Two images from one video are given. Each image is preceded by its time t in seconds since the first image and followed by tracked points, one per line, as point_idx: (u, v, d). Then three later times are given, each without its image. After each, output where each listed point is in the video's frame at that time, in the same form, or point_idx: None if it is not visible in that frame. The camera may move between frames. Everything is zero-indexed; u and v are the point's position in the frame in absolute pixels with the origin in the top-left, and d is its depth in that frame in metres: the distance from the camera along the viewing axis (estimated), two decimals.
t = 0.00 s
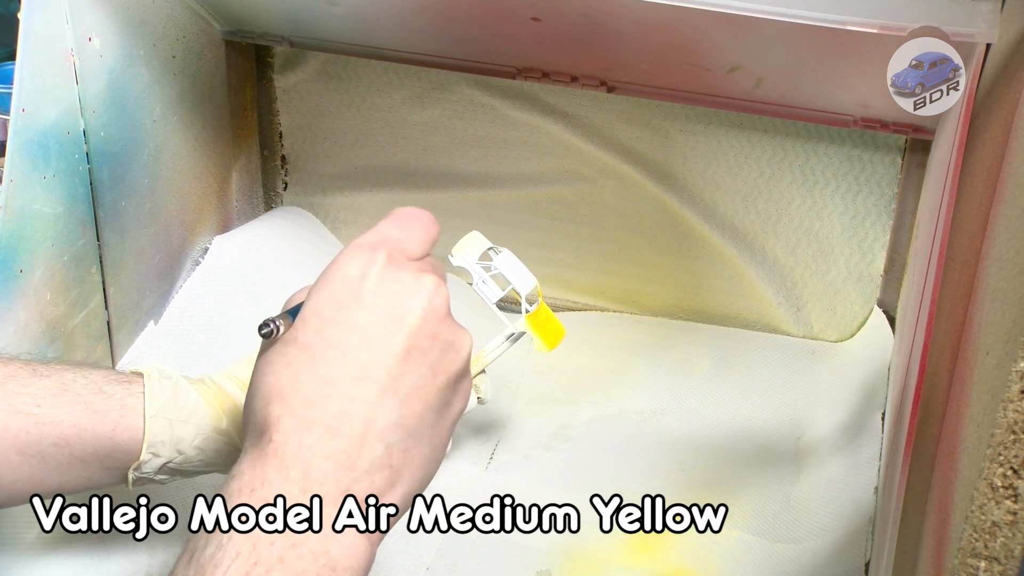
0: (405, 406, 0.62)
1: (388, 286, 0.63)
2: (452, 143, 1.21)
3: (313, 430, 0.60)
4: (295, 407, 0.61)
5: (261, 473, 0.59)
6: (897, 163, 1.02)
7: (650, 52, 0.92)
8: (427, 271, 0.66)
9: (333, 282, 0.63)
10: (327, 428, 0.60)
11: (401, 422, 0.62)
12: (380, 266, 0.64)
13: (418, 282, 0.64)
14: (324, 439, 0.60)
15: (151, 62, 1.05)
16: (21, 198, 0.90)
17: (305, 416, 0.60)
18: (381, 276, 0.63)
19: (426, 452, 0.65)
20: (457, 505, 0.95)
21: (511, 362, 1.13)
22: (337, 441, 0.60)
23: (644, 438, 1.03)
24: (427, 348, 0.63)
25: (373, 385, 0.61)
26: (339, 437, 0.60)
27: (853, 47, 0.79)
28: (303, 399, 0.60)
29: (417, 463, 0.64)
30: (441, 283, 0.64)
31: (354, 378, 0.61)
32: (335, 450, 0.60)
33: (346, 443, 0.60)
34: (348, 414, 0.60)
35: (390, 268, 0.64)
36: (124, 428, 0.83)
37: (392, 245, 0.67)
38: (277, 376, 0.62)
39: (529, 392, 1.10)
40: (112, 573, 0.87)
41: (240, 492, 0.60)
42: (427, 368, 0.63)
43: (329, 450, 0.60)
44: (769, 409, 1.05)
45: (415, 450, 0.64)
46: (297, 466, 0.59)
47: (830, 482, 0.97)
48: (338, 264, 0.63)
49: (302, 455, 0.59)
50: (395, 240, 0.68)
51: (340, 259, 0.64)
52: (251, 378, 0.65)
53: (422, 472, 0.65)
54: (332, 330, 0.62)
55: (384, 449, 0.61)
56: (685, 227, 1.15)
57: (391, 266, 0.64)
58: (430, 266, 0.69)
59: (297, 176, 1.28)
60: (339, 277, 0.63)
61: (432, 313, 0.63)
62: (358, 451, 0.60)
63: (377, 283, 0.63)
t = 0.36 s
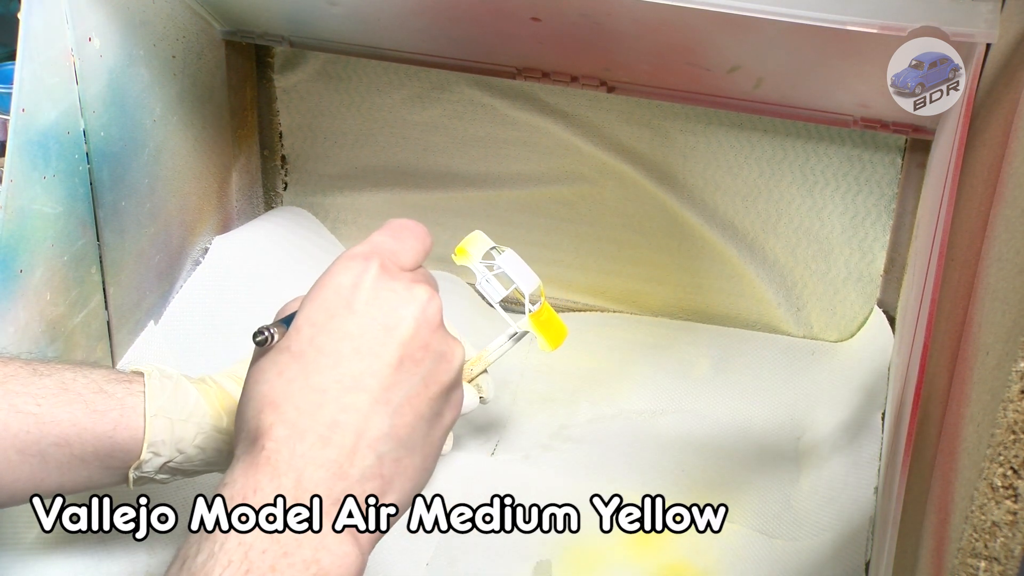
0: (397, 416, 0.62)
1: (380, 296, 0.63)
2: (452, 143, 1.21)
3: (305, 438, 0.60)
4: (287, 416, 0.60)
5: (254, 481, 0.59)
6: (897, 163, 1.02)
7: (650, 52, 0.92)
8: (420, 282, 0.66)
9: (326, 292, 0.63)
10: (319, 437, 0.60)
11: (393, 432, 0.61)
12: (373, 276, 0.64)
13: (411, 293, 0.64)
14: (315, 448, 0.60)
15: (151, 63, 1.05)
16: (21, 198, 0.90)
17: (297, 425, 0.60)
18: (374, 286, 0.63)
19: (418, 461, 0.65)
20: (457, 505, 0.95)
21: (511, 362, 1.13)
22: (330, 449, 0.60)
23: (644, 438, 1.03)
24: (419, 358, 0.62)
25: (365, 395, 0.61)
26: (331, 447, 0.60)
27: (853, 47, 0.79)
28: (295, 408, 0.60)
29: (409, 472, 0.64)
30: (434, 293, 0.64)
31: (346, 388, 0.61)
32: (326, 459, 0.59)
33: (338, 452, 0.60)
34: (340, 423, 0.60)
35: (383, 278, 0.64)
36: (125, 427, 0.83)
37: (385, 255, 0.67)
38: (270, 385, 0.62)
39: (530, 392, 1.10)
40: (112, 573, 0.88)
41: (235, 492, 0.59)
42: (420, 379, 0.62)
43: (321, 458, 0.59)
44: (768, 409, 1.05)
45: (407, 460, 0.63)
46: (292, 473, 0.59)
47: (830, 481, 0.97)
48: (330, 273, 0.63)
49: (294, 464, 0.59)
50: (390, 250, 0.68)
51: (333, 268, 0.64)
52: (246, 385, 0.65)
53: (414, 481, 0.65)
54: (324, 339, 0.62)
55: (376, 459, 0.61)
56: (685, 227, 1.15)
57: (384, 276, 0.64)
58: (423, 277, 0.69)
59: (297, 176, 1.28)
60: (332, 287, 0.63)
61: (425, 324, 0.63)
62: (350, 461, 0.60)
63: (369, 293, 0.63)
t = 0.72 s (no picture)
0: (402, 421, 0.62)
1: (390, 301, 0.64)
2: (452, 143, 1.21)
3: (309, 440, 0.60)
4: (291, 417, 0.61)
5: (256, 481, 0.59)
6: (897, 163, 1.02)
7: (650, 52, 0.92)
8: (430, 287, 0.67)
9: (336, 294, 0.63)
10: (324, 439, 0.60)
11: (397, 437, 0.62)
12: (383, 280, 0.64)
13: (421, 299, 0.64)
14: (319, 450, 0.60)
15: (151, 62, 1.05)
16: (21, 198, 0.90)
17: (301, 427, 0.60)
18: (384, 291, 0.64)
19: (420, 467, 0.65)
20: (456, 505, 0.95)
21: (511, 362, 1.13)
22: (334, 452, 0.60)
23: (643, 438, 1.03)
24: (427, 364, 0.63)
25: (371, 399, 0.61)
26: (336, 449, 0.60)
27: (853, 47, 0.79)
28: (300, 409, 0.61)
29: (410, 477, 0.65)
30: (444, 300, 0.65)
31: (353, 391, 0.61)
32: (330, 462, 0.60)
33: (343, 455, 0.60)
34: (345, 426, 0.61)
35: (393, 284, 0.65)
36: (123, 428, 0.82)
37: (396, 260, 0.68)
38: (275, 384, 0.62)
39: (530, 392, 1.10)
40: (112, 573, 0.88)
41: (236, 492, 0.59)
42: (426, 385, 0.63)
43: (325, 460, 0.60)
44: (768, 409, 1.05)
45: (409, 465, 0.64)
46: (295, 476, 0.59)
47: (830, 481, 0.97)
48: (340, 276, 0.64)
49: (298, 466, 0.59)
50: (400, 254, 0.69)
51: (343, 271, 0.65)
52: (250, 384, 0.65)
53: (414, 485, 0.66)
54: (332, 342, 0.62)
55: (379, 462, 0.62)
56: (685, 227, 1.15)
57: (394, 281, 0.65)
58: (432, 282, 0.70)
59: (297, 176, 1.28)
60: (342, 289, 0.63)
61: (434, 331, 0.64)
62: (353, 464, 0.61)
63: (379, 297, 0.64)
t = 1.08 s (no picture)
0: (409, 406, 0.62)
1: (398, 287, 0.64)
2: (452, 143, 1.21)
3: (316, 425, 0.60)
4: (299, 402, 0.61)
5: (262, 466, 0.60)
6: (897, 163, 1.02)
7: (650, 52, 0.92)
8: (438, 275, 0.67)
9: (345, 282, 0.63)
10: (331, 424, 0.60)
11: (405, 422, 0.62)
12: (392, 267, 0.64)
13: (430, 285, 0.64)
14: (326, 434, 0.60)
15: (151, 62, 1.05)
16: (21, 198, 0.90)
17: (308, 412, 0.60)
18: (393, 278, 0.64)
19: (428, 453, 0.65)
20: (456, 505, 0.95)
21: (510, 362, 1.13)
22: (340, 437, 0.60)
23: (643, 438, 1.03)
24: (434, 351, 0.63)
25: (379, 383, 0.61)
26: (342, 434, 0.60)
27: (853, 47, 0.79)
28: (308, 394, 0.61)
29: (419, 463, 0.64)
30: (452, 287, 0.65)
31: (360, 375, 0.61)
32: (337, 446, 0.60)
33: (350, 439, 0.60)
34: (353, 410, 0.61)
35: (402, 271, 0.65)
36: (118, 427, 0.82)
37: (405, 248, 0.68)
38: (284, 371, 0.62)
39: (530, 392, 1.10)
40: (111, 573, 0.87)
41: (241, 493, 0.60)
42: (433, 371, 0.63)
43: (332, 445, 0.60)
44: (768, 409, 1.05)
45: (417, 450, 0.64)
46: (301, 460, 0.59)
47: (830, 481, 0.97)
48: (350, 263, 0.64)
49: (304, 450, 0.60)
50: (409, 243, 0.69)
51: (353, 259, 0.65)
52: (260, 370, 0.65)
53: (423, 472, 0.65)
54: (341, 328, 0.62)
55: (387, 447, 0.62)
56: (685, 227, 1.15)
57: (403, 268, 0.65)
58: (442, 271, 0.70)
59: (297, 176, 1.29)
60: (352, 277, 0.64)
61: (442, 317, 0.64)
62: (360, 449, 0.61)
63: (388, 284, 0.64)
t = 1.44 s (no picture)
0: (421, 396, 0.62)
1: (412, 279, 0.64)
2: (452, 143, 1.21)
3: (328, 411, 0.60)
4: (312, 389, 0.61)
5: (275, 450, 0.60)
6: (897, 163, 1.02)
7: (649, 51, 0.92)
8: (452, 267, 0.67)
9: (360, 273, 0.64)
10: (343, 411, 0.60)
11: (416, 412, 0.61)
12: (405, 258, 0.65)
13: (443, 277, 0.64)
14: (338, 421, 0.60)
15: (151, 62, 1.05)
16: (21, 198, 0.90)
17: (321, 399, 0.60)
18: (406, 269, 0.64)
19: (439, 443, 0.64)
20: (456, 505, 0.96)
21: (510, 362, 1.14)
22: (352, 424, 0.60)
23: (643, 438, 1.03)
24: (447, 342, 0.63)
25: (391, 373, 0.61)
26: (354, 421, 0.60)
27: (853, 47, 0.79)
28: (320, 381, 0.61)
29: (429, 453, 0.64)
30: (466, 279, 0.65)
31: (373, 364, 0.61)
32: (348, 434, 0.60)
33: (362, 427, 0.60)
34: (364, 399, 0.60)
35: (415, 263, 0.65)
36: (110, 408, 0.82)
37: (419, 241, 0.68)
38: (298, 358, 0.62)
39: (530, 391, 1.10)
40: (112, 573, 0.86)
41: (240, 493, 0.60)
42: (446, 362, 0.62)
43: (345, 432, 0.60)
44: (767, 408, 1.06)
45: (428, 440, 0.63)
46: (314, 445, 0.60)
47: (830, 481, 0.97)
48: (364, 253, 0.64)
49: (316, 436, 0.60)
50: (424, 235, 0.69)
51: (367, 249, 0.65)
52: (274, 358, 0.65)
53: (433, 462, 0.65)
54: (354, 316, 0.62)
55: (398, 436, 0.61)
56: (685, 228, 1.15)
57: (416, 259, 0.65)
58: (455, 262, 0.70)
59: (297, 176, 1.29)
60: (366, 267, 0.64)
61: (455, 309, 0.63)
62: (371, 437, 0.60)
63: (400, 275, 0.64)
